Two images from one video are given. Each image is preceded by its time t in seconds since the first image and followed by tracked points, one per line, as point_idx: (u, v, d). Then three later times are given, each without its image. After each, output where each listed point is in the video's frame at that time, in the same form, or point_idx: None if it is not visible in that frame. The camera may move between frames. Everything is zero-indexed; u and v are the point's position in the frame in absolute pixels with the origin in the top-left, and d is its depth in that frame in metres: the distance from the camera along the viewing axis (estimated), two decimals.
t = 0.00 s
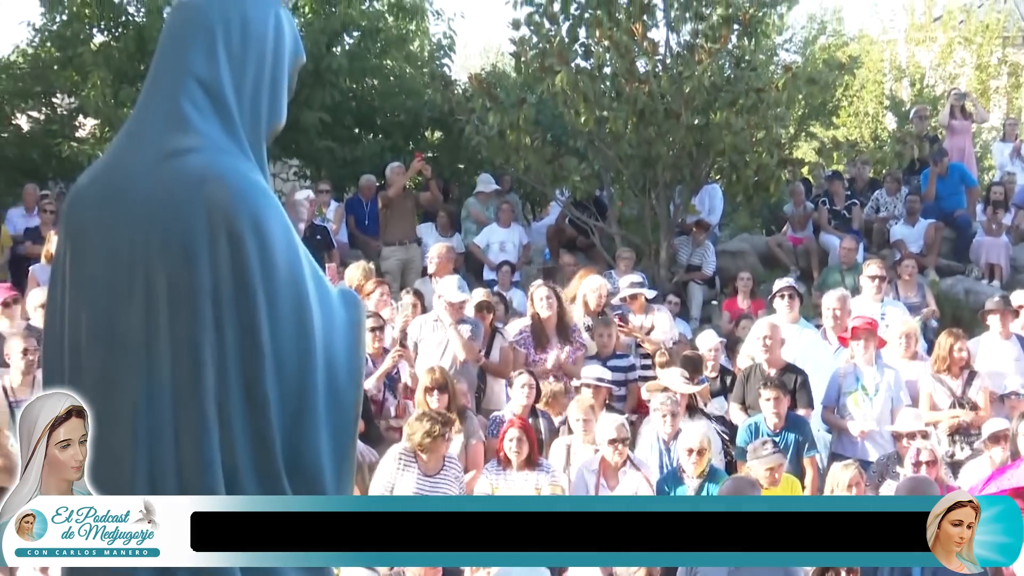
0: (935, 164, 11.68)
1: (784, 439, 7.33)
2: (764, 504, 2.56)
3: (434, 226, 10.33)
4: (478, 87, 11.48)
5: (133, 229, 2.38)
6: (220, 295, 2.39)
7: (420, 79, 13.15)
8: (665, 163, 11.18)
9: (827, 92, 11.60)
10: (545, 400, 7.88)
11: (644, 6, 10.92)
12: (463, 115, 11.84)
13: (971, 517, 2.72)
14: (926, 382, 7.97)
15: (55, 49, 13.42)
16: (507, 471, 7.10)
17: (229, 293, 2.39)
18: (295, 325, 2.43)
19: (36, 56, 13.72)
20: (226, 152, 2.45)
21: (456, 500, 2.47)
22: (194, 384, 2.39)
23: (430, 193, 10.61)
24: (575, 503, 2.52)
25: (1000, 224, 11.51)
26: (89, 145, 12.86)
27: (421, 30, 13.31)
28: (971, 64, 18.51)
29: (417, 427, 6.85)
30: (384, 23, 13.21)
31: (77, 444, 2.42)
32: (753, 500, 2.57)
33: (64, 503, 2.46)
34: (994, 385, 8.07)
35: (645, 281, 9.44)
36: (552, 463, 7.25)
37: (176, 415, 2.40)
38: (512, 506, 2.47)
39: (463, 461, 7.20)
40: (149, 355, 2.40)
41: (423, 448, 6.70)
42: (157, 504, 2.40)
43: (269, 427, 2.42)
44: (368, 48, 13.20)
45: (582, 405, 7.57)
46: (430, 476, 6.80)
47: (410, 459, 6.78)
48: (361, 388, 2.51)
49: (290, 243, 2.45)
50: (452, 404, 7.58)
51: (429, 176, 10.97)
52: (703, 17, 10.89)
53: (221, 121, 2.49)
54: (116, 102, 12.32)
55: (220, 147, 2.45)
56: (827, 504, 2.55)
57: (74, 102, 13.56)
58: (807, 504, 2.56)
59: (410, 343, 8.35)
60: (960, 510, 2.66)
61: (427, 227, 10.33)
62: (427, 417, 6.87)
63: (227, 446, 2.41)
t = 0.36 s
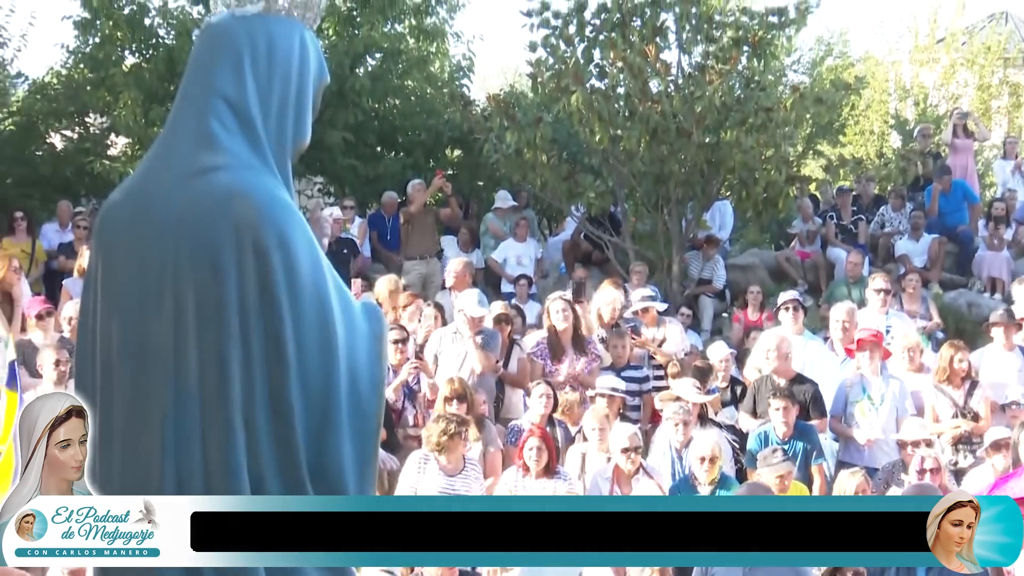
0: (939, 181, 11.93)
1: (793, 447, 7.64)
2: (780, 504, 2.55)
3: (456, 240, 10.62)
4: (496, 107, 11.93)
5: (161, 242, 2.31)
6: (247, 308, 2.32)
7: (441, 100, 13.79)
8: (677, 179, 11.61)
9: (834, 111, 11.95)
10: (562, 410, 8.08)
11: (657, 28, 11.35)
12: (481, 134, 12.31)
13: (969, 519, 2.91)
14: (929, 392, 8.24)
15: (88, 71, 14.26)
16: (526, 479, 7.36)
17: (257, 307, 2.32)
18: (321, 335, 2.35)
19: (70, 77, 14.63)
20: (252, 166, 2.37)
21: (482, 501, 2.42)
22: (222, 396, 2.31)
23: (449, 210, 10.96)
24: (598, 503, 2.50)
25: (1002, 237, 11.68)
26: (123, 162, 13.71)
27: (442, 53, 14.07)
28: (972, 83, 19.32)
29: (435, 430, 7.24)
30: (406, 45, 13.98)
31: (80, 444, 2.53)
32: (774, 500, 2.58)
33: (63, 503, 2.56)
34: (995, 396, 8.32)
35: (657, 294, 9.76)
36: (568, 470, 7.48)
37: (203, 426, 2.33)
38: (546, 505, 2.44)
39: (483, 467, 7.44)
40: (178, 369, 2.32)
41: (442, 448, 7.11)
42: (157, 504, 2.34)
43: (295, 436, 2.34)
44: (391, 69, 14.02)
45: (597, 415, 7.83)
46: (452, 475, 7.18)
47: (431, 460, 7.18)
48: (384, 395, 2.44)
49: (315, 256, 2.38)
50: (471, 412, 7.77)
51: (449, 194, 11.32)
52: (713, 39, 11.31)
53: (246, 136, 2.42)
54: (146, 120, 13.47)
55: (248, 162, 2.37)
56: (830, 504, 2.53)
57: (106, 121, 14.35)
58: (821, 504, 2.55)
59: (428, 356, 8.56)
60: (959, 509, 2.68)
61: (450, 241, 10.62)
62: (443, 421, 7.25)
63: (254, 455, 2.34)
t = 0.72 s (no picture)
0: (937, 193, 12.21)
1: (795, 451, 7.90)
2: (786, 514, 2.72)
3: (470, 251, 10.95)
4: (508, 122, 12.32)
5: (183, 246, 2.27)
6: (268, 315, 2.28)
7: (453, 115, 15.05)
8: (683, 194, 11.77)
9: (834, 125, 12.32)
10: (572, 415, 8.37)
11: (663, 45, 11.59)
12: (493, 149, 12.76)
13: (971, 520, 3.90)
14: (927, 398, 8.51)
15: (114, 87, 15.24)
16: (538, 482, 7.64)
17: (278, 313, 2.28)
18: (339, 343, 2.33)
19: (96, 93, 16.05)
20: (275, 178, 2.34)
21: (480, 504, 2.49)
22: (243, 401, 2.28)
23: (462, 222, 11.24)
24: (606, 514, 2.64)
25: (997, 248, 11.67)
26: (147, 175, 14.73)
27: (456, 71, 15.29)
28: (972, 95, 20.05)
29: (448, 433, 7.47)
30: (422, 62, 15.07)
31: (77, 443, 3.26)
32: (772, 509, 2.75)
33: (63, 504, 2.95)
34: (990, 402, 8.58)
35: (663, 303, 10.08)
36: (577, 473, 7.77)
37: (224, 433, 2.29)
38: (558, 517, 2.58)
39: (494, 471, 7.71)
40: (200, 373, 2.28)
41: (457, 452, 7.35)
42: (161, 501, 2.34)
43: (314, 443, 2.31)
44: (407, 85, 14.96)
45: (605, 420, 8.09)
46: (466, 477, 7.42)
47: (445, 464, 7.43)
48: (400, 405, 2.42)
49: (334, 264, 2.35)
50: (483, 417, 8.05)
51: (462, 205, 11.62)
52: (718, 56, 11.61)
53: (267, 149, 2.40)
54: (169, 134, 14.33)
55: (268, 174, 2.34)
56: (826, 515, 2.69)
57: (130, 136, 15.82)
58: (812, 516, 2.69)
59: (442, 364, 8.84)
60: (960, 514, 3.83)
61: (463, 252, 10.93)
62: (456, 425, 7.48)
63: (273, 461, 2.31)
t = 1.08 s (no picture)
0: (936, 204, 12.55)
1: (798, 453, 8.21)
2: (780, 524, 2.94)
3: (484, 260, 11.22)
4: (519, 134, 12.83)
5: (206, 257, 2.40)
6: (287, 321, 2.39)
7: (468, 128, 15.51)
8: (689, 204, 12.10)
9: (836, 137, 12.67)
10: (582, 418, 8.66)
11: (671, 60, 11.90)
12: (506, 160, 13.12)
13: (970, 519, 4.32)
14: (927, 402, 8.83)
15: (139, 100, 15.92)
16: (549, 483, 7.92)
17: (296, 320, 2.39)
18: (355, 345, 2.44)
19: (123, 107, 16.40)
20: (295, 191, 2.47)
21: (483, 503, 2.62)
22: (263, 405, 2.40)
23: (476, 232, 11.54)
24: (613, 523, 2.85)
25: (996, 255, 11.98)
26: (173, 185, 15.24)
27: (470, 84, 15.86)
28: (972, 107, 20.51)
29: (463, 436, 7.76)
30: (436, 77, 15.59)
31: (75, 443, 3.42)
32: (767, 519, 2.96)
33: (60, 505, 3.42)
34: (987, 405, 8.82)
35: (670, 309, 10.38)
36: (587, 474, 8.06)
37: (245, 434, 2.42)
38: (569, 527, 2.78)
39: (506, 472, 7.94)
40: (222, 377, 2.41)
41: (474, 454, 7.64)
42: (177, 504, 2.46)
43: (332, 442, 2.43)
44: (422, 98, 15.55)
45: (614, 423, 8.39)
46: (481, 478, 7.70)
47: (461, 468, 7.68)
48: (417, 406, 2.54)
49: (351, 272, 2.46)
50: (496, 420, 8.32)
51: (476, 215, 11.93)
52: (723, 70, 11.89)
53: (288, 163, 2.52)
54: (192, 147, 14.80)
55: (288, 186, 2.46)
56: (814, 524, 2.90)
57: (156, 148, 16.18)
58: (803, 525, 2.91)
59: (455, 368, 9.09)
60: (960, 514, 4.26)
61: (478, 261, 11.21)
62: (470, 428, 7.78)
63: (293, 460, 2.42)
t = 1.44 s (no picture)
0: (939, 211, 12.86)
1: (804, 452, 8.46)
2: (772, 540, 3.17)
3: (501, 264, 11.44)
4: (534, 144, 13.04)
5: (232, 265, 2.53)
6: (309, 325, 2.51)
7: (484, 138, 15.91)
8: (699, 211, 12.33)
9: (842, 146, 12.93)
10: (593, 417, 8.97)
11: (680, 71, 12.26)
12: (521, 168, 13.44)
13: (970, 519, 4.51)
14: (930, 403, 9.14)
15: (165, 111, 16.31)
16: (562, 481, 8.22)
17: (318, 323, 2.51)
18: (376, 347, 2.56)
19: (151, 117, 16.96)
20: (316, 199, 2.60)
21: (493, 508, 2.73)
22: (285, 406, 2.51)
23: (492, 238, 11.87)
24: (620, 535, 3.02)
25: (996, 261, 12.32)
26: (198, 193, 15.65)
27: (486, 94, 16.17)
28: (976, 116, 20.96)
29: (480, 436, 8.06)
30: (453, 87, 15.94)
31: (76, 443, 3.69)
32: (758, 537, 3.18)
33: (61, 506, 3.73)
34: (990, 406, 9.12)
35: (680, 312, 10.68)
36: (598, 473, 8.35)
37: (269, 433, 2.54)
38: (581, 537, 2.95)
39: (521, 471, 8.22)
40: (247, 378, 2.53)
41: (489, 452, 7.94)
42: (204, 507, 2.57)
43: (353, 441, 2.54)
44: (439, 109, 15.82)
45: (625, 423, 8.69)
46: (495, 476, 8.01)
47: (478, 467, 7.97)
48: (435, 407, 2.66)
49: (371, 278, 2.57)
50: (511, 419, 8.61)
51: (491, 221, 12.27)
52: (731, 81, 12.18)
53: (309, 172, 2.66)
54: (218, 155, 15.20)
55: (311, 195, 2.59)
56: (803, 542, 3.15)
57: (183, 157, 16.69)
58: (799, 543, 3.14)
59: (472, 369, 9.41)
60: (960, 511, 4.50)
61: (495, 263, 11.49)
62: (485, 428, 8.09)
63: (316, 459, 2.53)
